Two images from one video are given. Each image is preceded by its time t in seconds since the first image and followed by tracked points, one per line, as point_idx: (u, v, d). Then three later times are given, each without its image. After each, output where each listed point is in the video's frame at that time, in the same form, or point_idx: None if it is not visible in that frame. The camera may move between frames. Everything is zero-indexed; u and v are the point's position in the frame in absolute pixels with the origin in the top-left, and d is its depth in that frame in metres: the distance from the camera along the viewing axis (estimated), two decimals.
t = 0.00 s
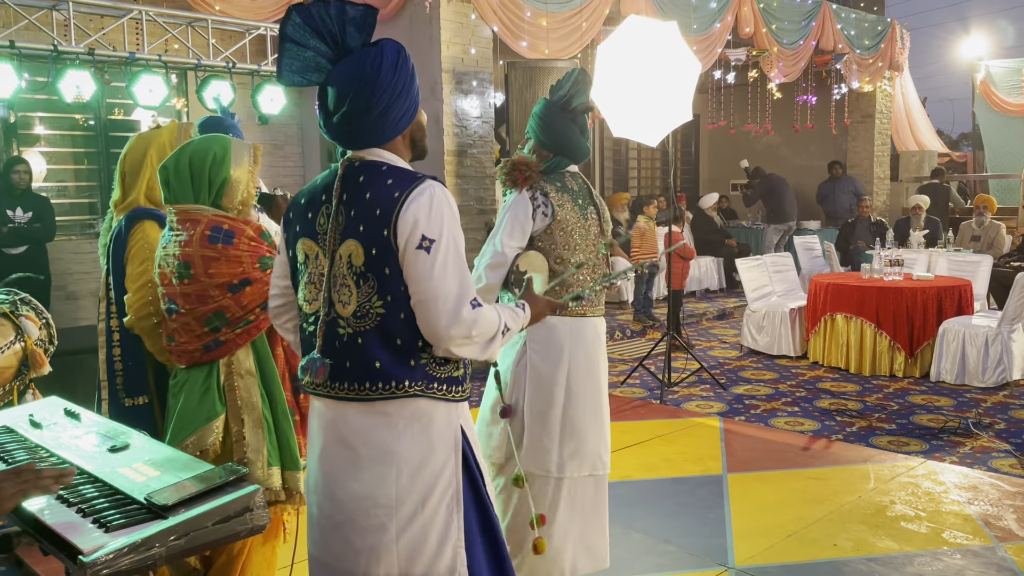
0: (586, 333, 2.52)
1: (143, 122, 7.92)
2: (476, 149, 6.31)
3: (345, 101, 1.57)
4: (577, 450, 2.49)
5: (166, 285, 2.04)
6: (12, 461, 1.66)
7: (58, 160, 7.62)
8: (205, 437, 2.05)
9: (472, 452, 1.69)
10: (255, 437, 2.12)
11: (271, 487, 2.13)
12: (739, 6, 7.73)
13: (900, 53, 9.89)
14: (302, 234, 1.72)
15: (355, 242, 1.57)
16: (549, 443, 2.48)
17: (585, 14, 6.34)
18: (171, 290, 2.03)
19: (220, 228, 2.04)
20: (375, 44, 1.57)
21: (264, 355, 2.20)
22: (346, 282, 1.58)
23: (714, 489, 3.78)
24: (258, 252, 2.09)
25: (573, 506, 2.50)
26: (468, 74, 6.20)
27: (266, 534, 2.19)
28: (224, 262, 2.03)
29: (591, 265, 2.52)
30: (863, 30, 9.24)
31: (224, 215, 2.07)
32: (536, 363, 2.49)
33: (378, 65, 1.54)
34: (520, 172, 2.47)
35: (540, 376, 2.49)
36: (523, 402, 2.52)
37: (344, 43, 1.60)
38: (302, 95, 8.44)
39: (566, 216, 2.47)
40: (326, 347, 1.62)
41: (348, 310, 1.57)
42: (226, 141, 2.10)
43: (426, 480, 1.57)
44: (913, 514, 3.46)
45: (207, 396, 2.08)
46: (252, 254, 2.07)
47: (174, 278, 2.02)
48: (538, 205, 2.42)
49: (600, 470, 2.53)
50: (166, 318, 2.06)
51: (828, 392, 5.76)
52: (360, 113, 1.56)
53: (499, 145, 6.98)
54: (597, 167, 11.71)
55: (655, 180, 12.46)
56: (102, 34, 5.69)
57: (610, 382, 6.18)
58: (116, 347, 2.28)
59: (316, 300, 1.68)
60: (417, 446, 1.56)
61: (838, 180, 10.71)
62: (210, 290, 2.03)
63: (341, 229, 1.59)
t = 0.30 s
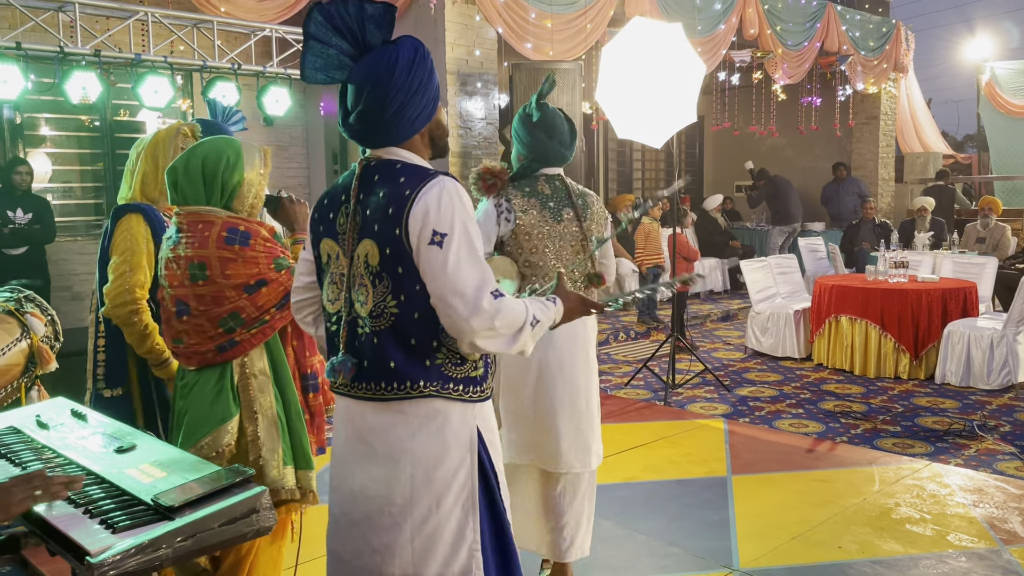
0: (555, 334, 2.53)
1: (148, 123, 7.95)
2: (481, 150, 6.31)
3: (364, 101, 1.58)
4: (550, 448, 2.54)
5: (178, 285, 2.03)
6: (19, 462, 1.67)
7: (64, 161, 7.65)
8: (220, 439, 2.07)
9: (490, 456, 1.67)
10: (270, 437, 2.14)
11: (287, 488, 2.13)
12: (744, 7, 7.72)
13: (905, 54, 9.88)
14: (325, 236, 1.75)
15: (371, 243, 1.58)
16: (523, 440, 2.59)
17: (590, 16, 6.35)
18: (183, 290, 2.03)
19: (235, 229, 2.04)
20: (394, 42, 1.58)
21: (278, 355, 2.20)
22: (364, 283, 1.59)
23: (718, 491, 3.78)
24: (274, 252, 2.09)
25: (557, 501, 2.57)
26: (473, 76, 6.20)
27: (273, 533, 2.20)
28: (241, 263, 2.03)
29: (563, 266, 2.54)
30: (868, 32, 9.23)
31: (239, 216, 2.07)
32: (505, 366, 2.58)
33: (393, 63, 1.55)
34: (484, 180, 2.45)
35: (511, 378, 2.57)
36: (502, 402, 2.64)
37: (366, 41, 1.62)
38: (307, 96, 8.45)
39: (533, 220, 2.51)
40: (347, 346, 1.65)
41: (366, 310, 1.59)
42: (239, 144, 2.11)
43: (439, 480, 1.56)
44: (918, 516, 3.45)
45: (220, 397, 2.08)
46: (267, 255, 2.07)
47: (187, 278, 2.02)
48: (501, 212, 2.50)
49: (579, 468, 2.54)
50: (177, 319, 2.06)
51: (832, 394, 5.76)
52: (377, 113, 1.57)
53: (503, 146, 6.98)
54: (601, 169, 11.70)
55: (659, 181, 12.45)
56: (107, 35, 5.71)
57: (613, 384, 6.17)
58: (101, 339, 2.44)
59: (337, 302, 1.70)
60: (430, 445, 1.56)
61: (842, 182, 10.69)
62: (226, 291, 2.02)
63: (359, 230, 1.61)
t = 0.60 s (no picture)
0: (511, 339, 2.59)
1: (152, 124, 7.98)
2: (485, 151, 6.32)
3: (390, 104, 1.59)
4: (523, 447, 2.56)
5: (190, 287, 2.02)
6: (25, 462, 1.68)
7: (69, 161, 7.68)
8: (239, 441, 2.09)
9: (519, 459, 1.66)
10: (288, 437, 2.17)
11: (307, 485, 2.18)
12: (749, 8, 7.71)
13: (910, 55, 9.86)
14: (353, 239, 1.78)
15: (395, 246, 1.60)
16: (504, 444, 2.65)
17: (594, 16, 6.36)
18: (197, 292, 2.01)
19: (253, 231, 2.05)
20: (416, 44, 1.58)
21: (293, 356, 2.22)
22: (389, 287, 1.62)
23: (723, 492, 3.78)
24: (289, 253, 2.10)
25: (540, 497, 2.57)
26: (478, 77, 6.21)
27: (280, 531, 2.21)
28: (260, 263, 2.04)
29: (518, 272, 2.52)
30: (873, 33, 9.22)
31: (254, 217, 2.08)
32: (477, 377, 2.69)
33: (415, 64, 1.55)
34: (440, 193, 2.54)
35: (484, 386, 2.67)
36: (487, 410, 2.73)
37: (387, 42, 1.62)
38: (312, 97, 8.47)
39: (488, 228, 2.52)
40: (375, 351, 1.67)
41: (389, 315, 1.62)
42: (249, 147, 2.13)
43: (465, 485, 1.57)
44: (923, 518, 3.44)
45: (237, 398, 2.09)
46: (284, 256, 2.08)
47: (204, 280, 2.01)
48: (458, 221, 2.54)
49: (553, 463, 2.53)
50: (188, 321, 2.03)
51: (837, 395, 5.75)
52: (402, 116, 1.58)
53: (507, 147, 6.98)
54: (605, 169, 11.70)
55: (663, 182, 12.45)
56: (112, 36, 5.73)
57: (617, 385, 6.17)
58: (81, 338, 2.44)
59: (365, 304, 1.73)
60: (456, 450, 1.57)
61: (847, 183, 10.68)
62: (246, 292, 2.03)
63: (384, 233, 1.63)
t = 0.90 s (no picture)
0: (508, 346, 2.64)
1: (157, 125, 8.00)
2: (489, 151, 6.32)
3: (413, 108, 1.59)
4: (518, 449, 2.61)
5: (200, 286, 2.01)
6: (30, 462, 1.68)
7: (73, 162, 7.69)
8: (251, 440, 2.09)
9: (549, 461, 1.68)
10: (300, 436, 2.18)
11: (319, 483, 2.19)
12: (753, 8, 7.70)
13: (915, 55, 9.84)
14: (383, 241, 1.78)
15: (425, 250, 1.61)
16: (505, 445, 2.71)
17: (599, 16, 6.37)
18: (207, 292, 2.01)
19: (265, 230, 2.06)
20: (436, 45, 1.58)
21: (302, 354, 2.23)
22: (420, 291, 1.64)
23: (727, 493, 3.78)
24: (299, 253, 2.12)
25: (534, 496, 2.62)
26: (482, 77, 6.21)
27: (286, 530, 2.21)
28: (273, 263, 2.05)
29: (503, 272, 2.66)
30: (877, 32, 9.20)
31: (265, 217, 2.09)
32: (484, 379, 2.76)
33: (436, 66, 1.55)
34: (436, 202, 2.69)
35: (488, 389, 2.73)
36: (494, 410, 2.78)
37: (406, 44, 1.63)
38: (316, 98, 8.48)
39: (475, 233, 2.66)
40: (406, 355, 1.70)
41: (422, 318, 1.64)
42: (258, 147, 2.13)
43: (494, 488, 1.60)
44: (929, 519, 3.43)
45: (249, 397, 2.09)
46: (296, 255, 2.10)
47: (216, 279, 2.01)
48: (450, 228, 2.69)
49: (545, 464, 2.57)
50: (197, 321, 2.02)
51: (842, 396, 5.74)
52: (426, 119, 1.59)
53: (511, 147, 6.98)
54: (609, 169, 11.69)
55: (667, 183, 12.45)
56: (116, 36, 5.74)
57: (622, 385, 6.17)
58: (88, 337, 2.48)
59: (395, 307, 1.75)
60: (485, 454, 1.60)
61: (852, 183, 10.67)
62: (259, 291, 2.03)
63: (413, 237, 1.64)
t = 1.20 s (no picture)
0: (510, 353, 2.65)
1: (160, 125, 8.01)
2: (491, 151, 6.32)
3: (431, 112, 1.60)
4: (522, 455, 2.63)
5: (206, 287, 2.01)
6: (34, 461, 1.68)
7: (77, 163, 7.71)
8: (259, 441, 2.08)
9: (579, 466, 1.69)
10: (307, 437, 2.18)
11: (326, 484, 2.19)
12: (756, 8, 7.69)
13: (918, 54, 9.82)
14: (406, 249, 1.79)
15: (448, 256, 1.62)
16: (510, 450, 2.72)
17: (601, 16, 6.38)
18: (214, 292, 2.01)
19: (272, 231, 2.06)
20: (451, 50, 1.58)
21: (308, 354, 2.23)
22: (444, 296, 1.64)
23: (731, 493, 3.77)
24: (306, 253, 2.12)
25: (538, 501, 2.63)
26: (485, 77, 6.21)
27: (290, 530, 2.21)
28: (280, 263, 2.05)
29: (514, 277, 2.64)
30: (881, 32, 9.19)
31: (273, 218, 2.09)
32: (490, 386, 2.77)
33: (452, 69, 1.55)
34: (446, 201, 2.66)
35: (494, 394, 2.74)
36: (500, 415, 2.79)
37: (422, 49, 1.64)
38: (318, 98, 8.49)
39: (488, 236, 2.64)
40: (434, 362, 1.69)
41: (446, 324, 1.65)
42: (264, 147, 2.13)
43: (526, 494, 1.61)
44: (934, 519, 3.42)
45: (256, 397, 2.09)
46: (302, 256, 2.11)
47: (223, 280, 2.01)
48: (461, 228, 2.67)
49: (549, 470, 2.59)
50: (204, 322, 2.03)
51: (846, 396, 5.73)
52: (443, 123, 1.59)
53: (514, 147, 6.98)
54: (611, 169, 11.68)
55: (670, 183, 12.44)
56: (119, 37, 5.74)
57: (625, 385, 6.17)
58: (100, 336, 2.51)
59: (419, 314, 1.75)
60: (517, 460, 1.61)
61: (855, 183, 10.65)
62: (267, 292, 2.03)
63: (435, 243, 1.65)
